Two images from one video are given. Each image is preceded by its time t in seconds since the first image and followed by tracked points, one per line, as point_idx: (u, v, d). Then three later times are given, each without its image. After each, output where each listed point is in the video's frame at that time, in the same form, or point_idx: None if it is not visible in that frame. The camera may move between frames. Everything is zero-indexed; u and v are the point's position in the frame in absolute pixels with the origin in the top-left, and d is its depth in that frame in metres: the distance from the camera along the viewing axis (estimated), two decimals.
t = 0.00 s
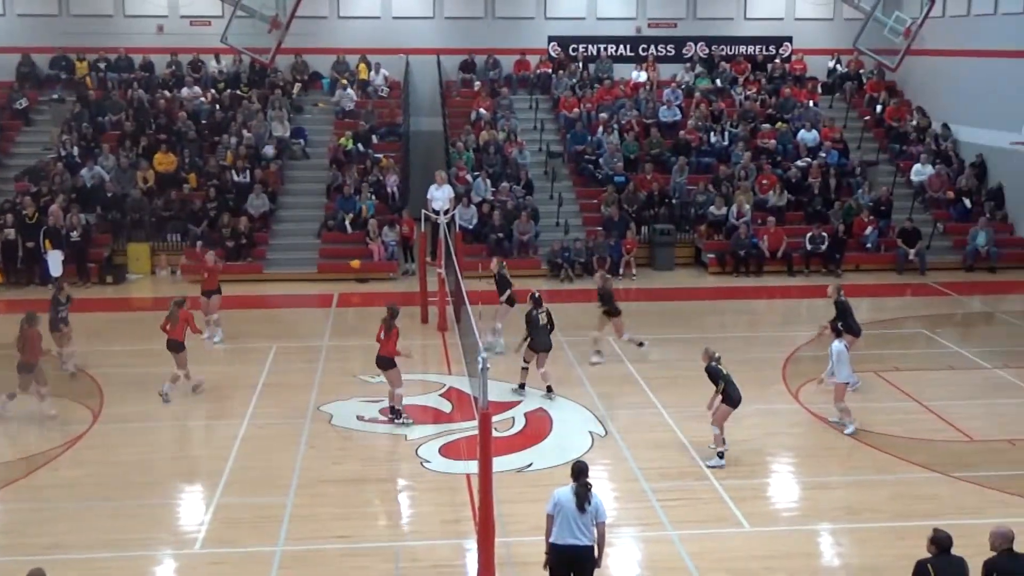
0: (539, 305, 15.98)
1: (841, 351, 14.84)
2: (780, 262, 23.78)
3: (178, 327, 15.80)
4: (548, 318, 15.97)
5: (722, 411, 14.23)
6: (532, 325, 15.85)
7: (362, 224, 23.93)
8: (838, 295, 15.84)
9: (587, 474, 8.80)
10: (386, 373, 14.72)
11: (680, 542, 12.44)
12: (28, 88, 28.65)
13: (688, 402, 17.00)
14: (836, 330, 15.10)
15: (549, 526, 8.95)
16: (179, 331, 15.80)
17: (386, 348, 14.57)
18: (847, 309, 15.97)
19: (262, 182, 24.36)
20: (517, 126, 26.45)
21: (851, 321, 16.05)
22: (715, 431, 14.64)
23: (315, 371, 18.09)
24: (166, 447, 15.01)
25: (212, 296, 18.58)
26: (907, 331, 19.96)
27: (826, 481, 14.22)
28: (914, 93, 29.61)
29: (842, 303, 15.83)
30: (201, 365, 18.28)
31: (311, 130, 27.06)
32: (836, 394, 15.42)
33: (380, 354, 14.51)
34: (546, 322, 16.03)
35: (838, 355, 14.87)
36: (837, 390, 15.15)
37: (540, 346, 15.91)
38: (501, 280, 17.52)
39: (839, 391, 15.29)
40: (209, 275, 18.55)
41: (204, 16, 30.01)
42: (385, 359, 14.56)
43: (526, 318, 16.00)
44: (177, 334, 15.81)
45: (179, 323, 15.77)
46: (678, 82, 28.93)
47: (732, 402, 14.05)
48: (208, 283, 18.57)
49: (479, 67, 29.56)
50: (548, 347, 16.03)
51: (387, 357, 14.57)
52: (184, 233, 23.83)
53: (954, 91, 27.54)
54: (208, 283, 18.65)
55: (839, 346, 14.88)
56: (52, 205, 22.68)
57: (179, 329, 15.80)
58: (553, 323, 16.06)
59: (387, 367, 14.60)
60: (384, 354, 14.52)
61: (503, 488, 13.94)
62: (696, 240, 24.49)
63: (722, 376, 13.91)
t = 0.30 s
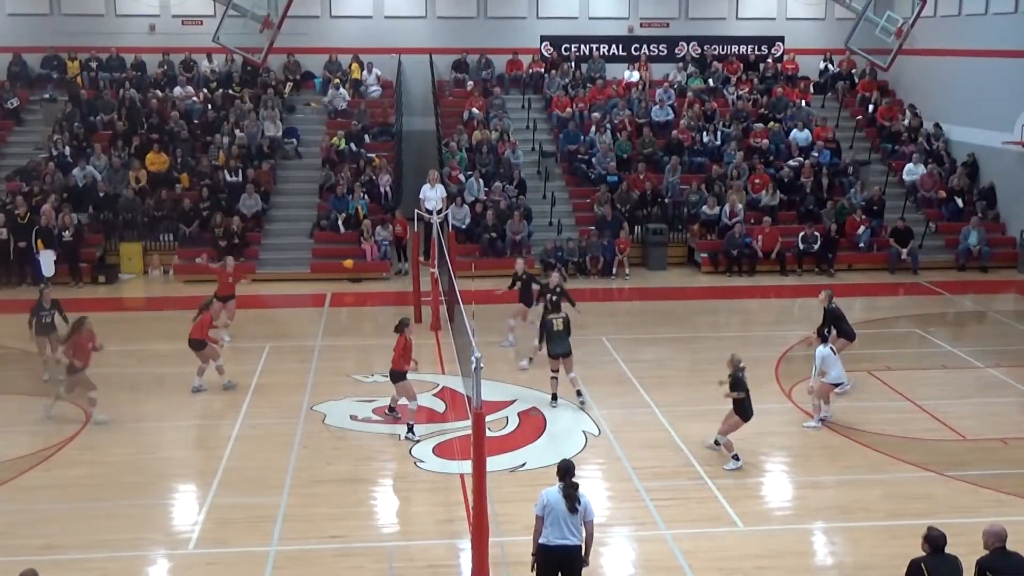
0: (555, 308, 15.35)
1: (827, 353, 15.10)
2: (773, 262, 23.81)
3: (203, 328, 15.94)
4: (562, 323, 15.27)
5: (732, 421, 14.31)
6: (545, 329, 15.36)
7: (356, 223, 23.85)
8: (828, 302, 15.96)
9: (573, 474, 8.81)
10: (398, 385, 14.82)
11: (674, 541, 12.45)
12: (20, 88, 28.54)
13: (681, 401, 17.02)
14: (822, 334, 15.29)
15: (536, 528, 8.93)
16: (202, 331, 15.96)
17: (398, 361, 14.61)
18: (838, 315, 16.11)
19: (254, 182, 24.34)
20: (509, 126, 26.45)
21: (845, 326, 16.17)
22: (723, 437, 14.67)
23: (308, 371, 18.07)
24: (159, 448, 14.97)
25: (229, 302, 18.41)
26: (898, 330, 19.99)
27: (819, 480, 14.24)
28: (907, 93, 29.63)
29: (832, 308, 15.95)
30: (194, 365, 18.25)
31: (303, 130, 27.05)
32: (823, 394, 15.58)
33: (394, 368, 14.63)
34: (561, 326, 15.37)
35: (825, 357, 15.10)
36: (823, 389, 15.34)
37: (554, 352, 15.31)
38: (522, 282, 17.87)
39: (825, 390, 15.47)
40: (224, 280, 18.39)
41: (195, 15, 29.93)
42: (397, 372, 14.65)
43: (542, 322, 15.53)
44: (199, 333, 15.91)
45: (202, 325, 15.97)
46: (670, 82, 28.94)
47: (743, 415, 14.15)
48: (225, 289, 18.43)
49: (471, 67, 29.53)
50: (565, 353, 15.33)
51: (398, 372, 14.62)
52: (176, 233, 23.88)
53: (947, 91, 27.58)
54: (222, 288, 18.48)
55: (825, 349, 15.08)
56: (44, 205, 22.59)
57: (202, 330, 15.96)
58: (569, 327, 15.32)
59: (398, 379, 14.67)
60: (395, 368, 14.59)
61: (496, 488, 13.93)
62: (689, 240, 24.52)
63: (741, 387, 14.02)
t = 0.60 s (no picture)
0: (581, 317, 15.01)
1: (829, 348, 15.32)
2: (765, 260, 23.83)
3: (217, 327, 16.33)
4: (588, 331, 14.89)
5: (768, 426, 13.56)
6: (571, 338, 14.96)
7: (348, 223, 23.83)
8: (831, 305, 15.62)
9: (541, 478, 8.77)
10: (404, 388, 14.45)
11: (667, 540, 12.46)
12: (10, 88, 28.43)
13: (673, 400, 17.04)
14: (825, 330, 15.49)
15: (508, 535, 8.87)
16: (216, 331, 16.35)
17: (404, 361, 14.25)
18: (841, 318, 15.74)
19: (246, 182, 24.31)
20: (500, 125, 26.44)
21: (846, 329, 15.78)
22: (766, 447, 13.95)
23: (301, 370, 18.06)
24: (151, 448, 14.95)
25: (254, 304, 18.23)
26: (889, 328, 20.03)
27: (811, 478, 14.26)
28: (898, 92, 29.68)
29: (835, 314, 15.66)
30: (187, 366, 18.22)
31: (295, 129, 27.07)
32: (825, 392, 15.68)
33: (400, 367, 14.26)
34: (588, 335, 14.98)
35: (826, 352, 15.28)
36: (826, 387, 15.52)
37: (580, 361, 14.96)
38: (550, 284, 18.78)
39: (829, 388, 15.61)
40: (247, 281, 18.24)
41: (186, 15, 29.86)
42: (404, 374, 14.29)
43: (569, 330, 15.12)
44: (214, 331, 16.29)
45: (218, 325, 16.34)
46: (662, 81, 28.97)
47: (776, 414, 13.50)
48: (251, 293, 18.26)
49: (463, 66, 29.54)
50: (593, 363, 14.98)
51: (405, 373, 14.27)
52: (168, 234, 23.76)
53: (938, 89, 27.63)
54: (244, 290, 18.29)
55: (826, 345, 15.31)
56: (35, 205, 22.52)
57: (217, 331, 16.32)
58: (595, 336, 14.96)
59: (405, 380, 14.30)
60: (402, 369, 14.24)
61: (489, 488, 13.93)
62: (681, 239, 24.53)
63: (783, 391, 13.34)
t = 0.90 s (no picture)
0: (561, 315, 14.93)
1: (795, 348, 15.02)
2: (718, 259, 24.00)
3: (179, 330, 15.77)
4: (560, 330, 14.75)
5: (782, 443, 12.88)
6: (544, 335, 14.93)
7: (301, 223, 23.73)
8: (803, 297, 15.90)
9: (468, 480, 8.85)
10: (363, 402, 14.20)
11: (621, 537, 12.50)
12: None
13: (627, 397, 17.11)
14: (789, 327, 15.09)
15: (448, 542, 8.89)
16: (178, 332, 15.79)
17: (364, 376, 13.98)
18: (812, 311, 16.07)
19: (197, 182, 24.04)
20: (454, 125, 26.44)
21: (814, 322, 16.08)
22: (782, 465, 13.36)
23: (254, 372, 17.91)
24: (100, 452, 14.74)
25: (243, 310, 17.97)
26: (840, 325, 20.26)
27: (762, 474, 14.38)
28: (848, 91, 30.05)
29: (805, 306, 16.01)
30: (138, 369, 17.99)
31: (245, 130, 26.67)
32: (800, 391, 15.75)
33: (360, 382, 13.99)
34: (561, 334, 14.82)
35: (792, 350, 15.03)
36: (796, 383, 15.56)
37: (553, 360, 14.83)
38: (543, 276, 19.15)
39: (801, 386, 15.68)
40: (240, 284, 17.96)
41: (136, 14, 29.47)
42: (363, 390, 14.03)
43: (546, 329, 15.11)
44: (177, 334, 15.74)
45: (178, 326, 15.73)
46: (615, 80, 29.11)
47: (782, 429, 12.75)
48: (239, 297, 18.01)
49: (417, 66, 29.49)
50: (564, 362, 14.78)
51: (365, 389, 14.05)
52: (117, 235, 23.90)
53: (887, 88, 28.01)
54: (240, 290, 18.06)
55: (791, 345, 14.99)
56: None
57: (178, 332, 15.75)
58: (568, 336, 14.74)
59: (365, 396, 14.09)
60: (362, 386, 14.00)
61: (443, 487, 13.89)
62: (634, 237, 24.69)
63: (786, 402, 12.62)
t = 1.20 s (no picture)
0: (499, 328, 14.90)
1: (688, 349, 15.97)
2: (624, 257, 24.27)
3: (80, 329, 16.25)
4: (500, 343, 14.75)
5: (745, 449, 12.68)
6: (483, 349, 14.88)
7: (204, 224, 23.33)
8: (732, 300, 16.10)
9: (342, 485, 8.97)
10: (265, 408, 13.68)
11: (532, 535, 12.55)
12: None
13: (536, 395, 17.19)
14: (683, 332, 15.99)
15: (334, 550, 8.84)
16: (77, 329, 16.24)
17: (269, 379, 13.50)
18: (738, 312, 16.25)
19: (96, 182, 23.48)
20: (360, 124, 26.31)
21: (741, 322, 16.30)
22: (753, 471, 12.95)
23: (158, 376, 17.56)
24: None
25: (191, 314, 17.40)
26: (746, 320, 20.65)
27: (669, 469, 14.57)
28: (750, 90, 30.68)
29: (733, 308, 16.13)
30: (36, 375, 17.47)
31: (146, 128, 26.28)
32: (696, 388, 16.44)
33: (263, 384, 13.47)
34: (500, 347, 14.81)
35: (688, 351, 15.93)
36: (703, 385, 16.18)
37: (491, 374, 14.80)
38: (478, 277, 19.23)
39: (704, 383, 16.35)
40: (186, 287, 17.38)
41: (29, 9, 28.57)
42: (267, 392, 13.50)
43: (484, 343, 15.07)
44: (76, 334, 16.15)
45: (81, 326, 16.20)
46: (521, 80, 29.26)
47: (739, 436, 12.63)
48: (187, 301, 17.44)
49: (321, 65, 29.22)
50: (501, 376, 14.81)
51: (269, 392, 13.52)
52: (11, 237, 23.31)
53: (787, 89, 28.64)
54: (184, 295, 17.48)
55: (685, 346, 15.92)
56: None
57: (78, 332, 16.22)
58: (507, 349, 14.74)
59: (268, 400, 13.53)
60: (266, 387, 13.45)
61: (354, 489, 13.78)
62: (542, 236, 24.84)
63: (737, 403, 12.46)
